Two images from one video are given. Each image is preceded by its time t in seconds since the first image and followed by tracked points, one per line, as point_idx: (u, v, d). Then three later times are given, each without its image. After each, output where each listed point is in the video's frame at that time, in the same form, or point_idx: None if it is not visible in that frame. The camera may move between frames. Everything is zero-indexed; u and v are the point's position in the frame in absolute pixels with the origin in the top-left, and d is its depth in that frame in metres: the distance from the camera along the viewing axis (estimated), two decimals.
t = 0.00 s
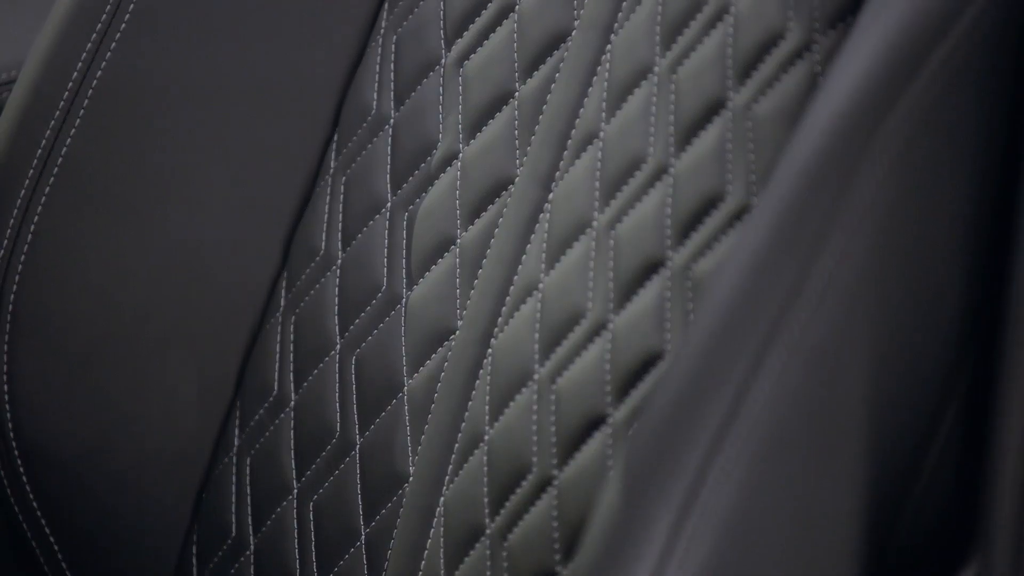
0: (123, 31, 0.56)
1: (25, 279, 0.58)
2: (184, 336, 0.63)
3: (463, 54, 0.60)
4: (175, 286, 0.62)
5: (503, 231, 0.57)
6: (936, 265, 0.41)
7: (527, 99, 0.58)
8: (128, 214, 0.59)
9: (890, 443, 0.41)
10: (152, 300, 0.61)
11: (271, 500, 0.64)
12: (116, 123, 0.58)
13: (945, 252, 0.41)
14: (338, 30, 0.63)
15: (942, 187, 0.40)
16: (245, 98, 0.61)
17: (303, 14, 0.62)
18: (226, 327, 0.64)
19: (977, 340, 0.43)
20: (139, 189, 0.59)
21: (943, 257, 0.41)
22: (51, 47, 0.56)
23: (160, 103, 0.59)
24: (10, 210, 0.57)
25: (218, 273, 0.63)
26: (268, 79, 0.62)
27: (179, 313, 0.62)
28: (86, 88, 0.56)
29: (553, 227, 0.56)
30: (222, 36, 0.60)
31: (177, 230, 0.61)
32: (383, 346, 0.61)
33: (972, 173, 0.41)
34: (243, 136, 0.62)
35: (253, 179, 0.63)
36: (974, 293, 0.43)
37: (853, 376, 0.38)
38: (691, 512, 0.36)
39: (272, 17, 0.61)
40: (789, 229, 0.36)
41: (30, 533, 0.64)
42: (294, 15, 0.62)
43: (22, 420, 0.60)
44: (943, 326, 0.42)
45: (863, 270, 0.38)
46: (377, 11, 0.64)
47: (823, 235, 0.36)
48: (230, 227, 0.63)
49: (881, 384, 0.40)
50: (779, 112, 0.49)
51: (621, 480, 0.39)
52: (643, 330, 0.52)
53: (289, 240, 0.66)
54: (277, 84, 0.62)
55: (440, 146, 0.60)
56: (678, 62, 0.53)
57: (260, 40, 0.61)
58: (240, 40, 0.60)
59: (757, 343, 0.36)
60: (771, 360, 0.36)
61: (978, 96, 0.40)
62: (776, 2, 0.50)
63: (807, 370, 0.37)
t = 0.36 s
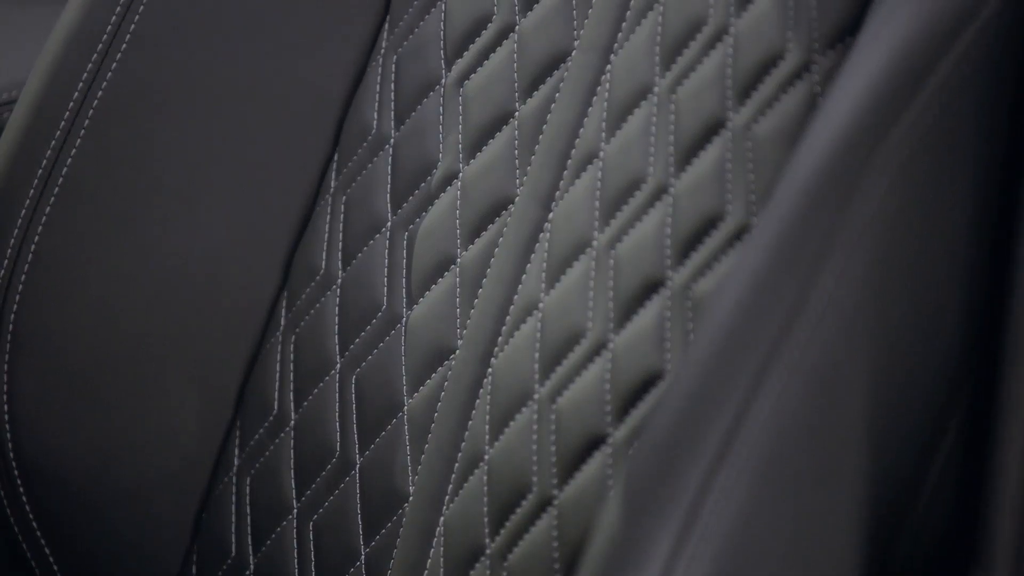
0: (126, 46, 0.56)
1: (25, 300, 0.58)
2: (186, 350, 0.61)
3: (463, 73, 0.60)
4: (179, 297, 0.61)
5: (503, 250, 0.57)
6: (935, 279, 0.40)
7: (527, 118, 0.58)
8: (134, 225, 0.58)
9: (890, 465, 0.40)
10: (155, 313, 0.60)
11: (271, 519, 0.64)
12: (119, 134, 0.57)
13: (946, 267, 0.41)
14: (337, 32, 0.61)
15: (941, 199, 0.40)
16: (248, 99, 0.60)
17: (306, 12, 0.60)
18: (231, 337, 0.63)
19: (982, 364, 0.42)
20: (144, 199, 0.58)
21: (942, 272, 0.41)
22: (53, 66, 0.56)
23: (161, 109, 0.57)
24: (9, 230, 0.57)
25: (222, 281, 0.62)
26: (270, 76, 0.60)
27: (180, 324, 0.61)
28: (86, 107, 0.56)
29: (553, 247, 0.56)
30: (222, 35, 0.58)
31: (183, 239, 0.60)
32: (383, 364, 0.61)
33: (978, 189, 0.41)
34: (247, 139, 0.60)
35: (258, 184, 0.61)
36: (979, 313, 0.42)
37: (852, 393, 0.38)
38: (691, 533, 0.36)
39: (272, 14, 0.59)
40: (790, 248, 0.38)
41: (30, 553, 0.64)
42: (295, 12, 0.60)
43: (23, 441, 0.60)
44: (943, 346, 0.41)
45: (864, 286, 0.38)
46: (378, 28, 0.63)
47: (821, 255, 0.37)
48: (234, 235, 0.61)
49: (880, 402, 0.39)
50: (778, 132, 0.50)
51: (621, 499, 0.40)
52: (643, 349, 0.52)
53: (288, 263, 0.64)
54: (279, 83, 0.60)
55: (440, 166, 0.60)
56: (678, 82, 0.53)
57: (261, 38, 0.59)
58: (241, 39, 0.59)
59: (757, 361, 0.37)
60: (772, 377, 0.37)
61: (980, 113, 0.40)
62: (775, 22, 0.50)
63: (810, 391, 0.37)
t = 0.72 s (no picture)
0: (129, 71, 0.55)
1: (25, 327, 0.56)
2: (190, 375, 0.61)
3: (463, 100, 0.61)
4: (185, 323, 0.60)
5: (503, 276, 0.57)
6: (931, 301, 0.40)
7: (527, 145, 0.58)
8: (140, 252, 0.58)
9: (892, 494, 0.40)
10: (159, 340, 0.59)
11: (271, 544, 0.64)
12: (123, 159, 0.56)
13: (943, 287, 0.40)
14: (338, 55, 0.62)
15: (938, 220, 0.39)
16: (253, 123, 0.60)
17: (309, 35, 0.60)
18: (233, 359, 0.63)
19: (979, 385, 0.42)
20: (150, 225, 0.58)
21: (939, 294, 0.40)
22: (54, 95, 0.56)
23: (167, 134, 0.57)
24: (10, 257, 0.55)
25: (227, 304, 0.62)
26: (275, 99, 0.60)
27: (185, 350, 0.61)
28: (88, 135, 0.55)
29: (553, 273, 0.56)
30: (227, 60, 0.58)
31: (189, 264, 0.59)
32: (384, 391, 0.61)
33: (974, 206, 0.40)
34: (253, 162, 0.60)
35: (262, 206, 0.62)
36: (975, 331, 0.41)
37: (852, 415, 0.38)
38: (691, 562, 0.36)
39: (277, 38, 0.59)
40: (790, 275, 0.37)
41: None
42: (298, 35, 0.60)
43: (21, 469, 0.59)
44: (942, 370, 0.41)
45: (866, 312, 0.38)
46: (378, 56, 0.64)
47: (823, 279, 0.37)
48: (240, 258, 0.62)
49: (880, 427, 0.39)
50: (778, 158, 0.50)
51: (622, 525, 0.39)
52: (643, 376, 0.52)
53: (288, 291, 0.65)
54: (282, 106, 0.60)
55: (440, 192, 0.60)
56: (678, 108, 0.53)
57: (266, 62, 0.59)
58: (246, 63, 0.59)
59: (757, 387, 0.36)
60: (773, 404, 0.36)
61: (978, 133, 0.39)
62: (775, 51, 0.51)
63: (810, 417, 0.37)
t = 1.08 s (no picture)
0: (130, 103, 0.56)
1: (25, 360, 0.57)
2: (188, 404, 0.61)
3: (464, 131, 0.61)
4: (184, 352, 0.60)
5: (503, 307, 0.57)
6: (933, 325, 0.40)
7: (527, 177, 0.58)
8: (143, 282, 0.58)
9: (891, 525, 0.40)
10: (158, 370, 0.59)
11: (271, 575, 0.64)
12: (124, 191, 0.56)
13: (946, 312, 0.40)
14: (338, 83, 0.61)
15: (939, 251, 0.39)
16: (251, 151, 0.59)
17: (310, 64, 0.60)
18: (232, 386, 0.63)
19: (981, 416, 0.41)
20: (151, 254, 0.58)
21: (942, 318, 0.40)
22: (56, 127, 0.56)
23: (168, 163, 0.57)
24: (10, 290, 0.56)
25: (226, 331, 0.61)
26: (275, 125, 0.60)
27: (183, 378, 0.60)
28: (88, 166, 0.56)
29: (553, 305, 0.56)
30: (225, 88, 0.58)
31: (187, 292, 0.59)
32: (384, 423, 0.61)
33: (978, 233, 0.40)
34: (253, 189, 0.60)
35: (263, 232, 0.61)
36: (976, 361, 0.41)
37: (853, 439, 0.38)
38: None
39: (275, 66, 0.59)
40: (790, 307, 0.40)
41: None
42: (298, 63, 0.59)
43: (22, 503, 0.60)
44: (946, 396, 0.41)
45: (869, 343, 0.38)
46: (378, 87, 0.64)
47: (821, 313, 0.39)
48: (241, 285, 0.61)
49: (882, 449, 0.39)
50: (778, 190, 0.50)
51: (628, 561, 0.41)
52: (643, 407, 0.52)
53: (288, 321, 0.65)
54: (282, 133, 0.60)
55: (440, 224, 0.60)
56: (677, 140, 0.53)
57: (267, 90, 0.59)
58: (246, 91, 0.58)
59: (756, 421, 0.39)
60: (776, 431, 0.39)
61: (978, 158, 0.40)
62: (774, 84, 0.51)
63: (812, 447, 0.38)
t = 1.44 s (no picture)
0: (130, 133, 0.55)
1: (26, 390, 0.56)
2: (188, 433, 0.61)
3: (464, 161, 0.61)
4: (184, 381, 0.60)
5: (503, 337, 0.57)
6: (934, 354, 0.41)
7: (527, 207, 0.58)
8: (143, 312, 0.58)
9: (891, 545, 0.41)
10: (160, 398, 0.59)
11: None
12: (125, 220, 0.56)
13: (943, 337, 0.41)
14: (337, 111, 0.62)
15: (942, 283, 0.40)
16: (253, 179, 0.59)
17: (310, 92, 0.60)
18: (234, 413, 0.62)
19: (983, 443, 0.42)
20: (152, 284, 0.57)
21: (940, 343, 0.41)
22: (57, 158, 0.56)
23: (170, 191, 0.57)
24: (10, 320, 0.56)
25: (226, 359, 0.61)
26: (276, 154, 0.60)
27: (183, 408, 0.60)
28: (89, 196, 0.55)
29: (553, 335, 0.56)
30: (226, 117, 0.58)
31: (188, 320, 0.59)
32: (383, 453, 0.61)
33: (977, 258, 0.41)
34: (253, 218, 0.60)
35: (264, 260, 0.61)
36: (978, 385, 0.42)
37: (855, 467, 0.39)
38: None
39: (276, 95, 0.59)
40: (790, 339, 0.40)
41: None
42: (299, 91, 0.60)
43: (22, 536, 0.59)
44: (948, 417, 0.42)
45: (862, 378, 0.39)
46: (378, 115, 0.64)
47: (819, 350, 0.39)
48: (241, 313, 0.61)
49: (880, 474, 0.40)
50: (778, 221, 0.50)
51: None
52: (643, 438, 0.52)
53: (288, 349, 0.65)
54: (283, 161, 0.60)
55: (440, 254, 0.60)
56: (677, 171, 0.54)
57: (268, 119, 0.59)
58: (248, 117, 0.58)
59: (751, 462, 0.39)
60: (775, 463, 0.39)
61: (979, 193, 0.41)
62: (773, 114, 0.51)
63: (811, 478, 0.39)
